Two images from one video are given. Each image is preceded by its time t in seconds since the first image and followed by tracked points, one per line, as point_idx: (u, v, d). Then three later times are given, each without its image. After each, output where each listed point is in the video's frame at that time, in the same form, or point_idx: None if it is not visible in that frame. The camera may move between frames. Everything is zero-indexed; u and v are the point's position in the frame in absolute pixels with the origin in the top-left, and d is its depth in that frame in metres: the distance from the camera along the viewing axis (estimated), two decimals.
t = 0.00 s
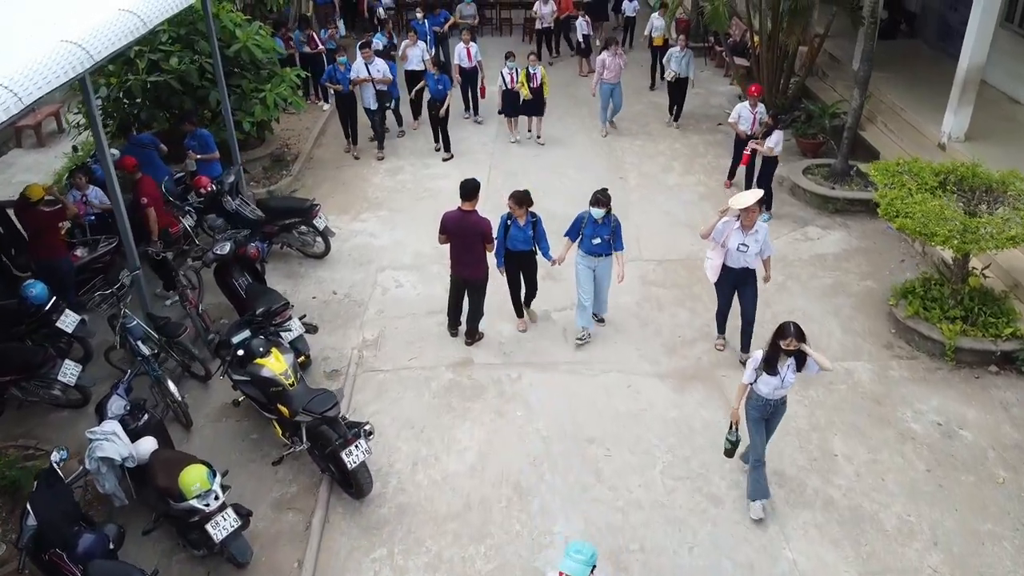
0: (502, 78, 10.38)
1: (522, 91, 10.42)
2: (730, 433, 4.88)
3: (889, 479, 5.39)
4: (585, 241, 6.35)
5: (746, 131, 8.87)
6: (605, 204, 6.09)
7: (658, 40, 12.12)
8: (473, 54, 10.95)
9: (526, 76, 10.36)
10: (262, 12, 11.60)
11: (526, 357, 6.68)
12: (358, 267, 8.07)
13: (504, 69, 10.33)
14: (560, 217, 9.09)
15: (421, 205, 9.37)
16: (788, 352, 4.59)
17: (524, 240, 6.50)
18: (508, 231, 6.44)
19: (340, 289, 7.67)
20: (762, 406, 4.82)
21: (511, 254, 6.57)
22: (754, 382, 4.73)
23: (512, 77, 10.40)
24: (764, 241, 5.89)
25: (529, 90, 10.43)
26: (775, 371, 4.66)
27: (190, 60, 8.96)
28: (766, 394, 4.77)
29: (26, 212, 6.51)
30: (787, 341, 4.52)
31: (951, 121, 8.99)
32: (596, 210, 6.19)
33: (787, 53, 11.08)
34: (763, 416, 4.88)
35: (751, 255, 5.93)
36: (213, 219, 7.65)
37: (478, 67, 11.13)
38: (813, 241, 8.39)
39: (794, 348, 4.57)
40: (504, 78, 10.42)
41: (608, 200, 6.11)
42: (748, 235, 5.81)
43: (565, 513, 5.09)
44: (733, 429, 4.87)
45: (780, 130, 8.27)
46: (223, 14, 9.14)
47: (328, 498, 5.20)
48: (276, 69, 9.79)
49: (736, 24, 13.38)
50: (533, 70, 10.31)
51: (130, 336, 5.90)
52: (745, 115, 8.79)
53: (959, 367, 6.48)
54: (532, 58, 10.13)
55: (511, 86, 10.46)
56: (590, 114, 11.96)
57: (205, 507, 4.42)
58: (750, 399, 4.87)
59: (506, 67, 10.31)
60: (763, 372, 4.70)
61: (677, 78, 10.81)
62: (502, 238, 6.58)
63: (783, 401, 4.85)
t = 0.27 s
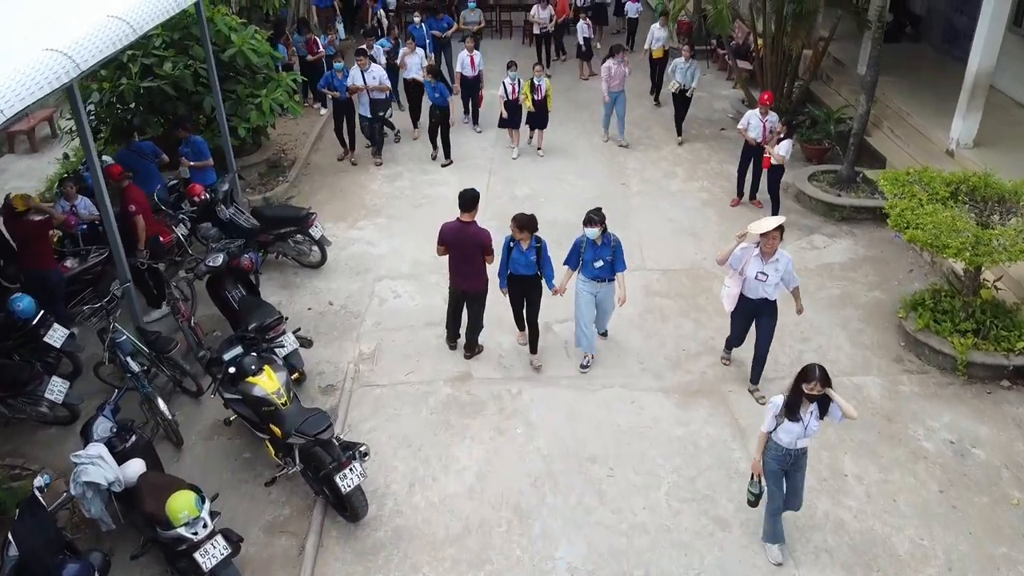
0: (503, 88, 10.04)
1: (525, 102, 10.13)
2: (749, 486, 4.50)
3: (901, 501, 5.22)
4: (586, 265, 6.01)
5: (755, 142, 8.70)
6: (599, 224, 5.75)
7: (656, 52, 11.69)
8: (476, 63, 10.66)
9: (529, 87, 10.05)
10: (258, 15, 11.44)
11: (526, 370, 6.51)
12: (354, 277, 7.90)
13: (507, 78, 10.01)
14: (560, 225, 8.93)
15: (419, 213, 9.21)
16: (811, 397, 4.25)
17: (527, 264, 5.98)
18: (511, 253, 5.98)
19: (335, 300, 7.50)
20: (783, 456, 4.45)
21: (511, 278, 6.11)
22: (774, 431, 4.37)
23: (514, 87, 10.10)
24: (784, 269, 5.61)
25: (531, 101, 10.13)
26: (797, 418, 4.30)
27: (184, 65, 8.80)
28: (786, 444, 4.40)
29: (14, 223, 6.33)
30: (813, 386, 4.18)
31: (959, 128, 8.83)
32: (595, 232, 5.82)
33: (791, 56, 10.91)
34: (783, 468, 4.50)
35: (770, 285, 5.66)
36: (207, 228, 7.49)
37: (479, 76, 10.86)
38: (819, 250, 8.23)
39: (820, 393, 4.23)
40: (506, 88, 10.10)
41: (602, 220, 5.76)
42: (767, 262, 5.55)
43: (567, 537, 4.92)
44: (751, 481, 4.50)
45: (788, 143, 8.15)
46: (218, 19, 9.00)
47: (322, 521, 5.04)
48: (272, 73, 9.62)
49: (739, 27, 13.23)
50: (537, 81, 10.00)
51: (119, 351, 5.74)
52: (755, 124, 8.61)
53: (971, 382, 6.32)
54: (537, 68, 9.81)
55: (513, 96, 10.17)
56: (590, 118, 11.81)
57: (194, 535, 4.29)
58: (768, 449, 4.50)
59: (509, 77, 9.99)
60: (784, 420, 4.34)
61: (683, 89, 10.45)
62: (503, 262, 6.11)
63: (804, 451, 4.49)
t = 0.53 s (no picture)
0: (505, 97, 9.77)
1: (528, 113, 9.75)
2: (771, 538, 4.20)
3: (913, 524, 5.06)
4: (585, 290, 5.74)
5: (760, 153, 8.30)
6: (598, 249, 5.48)
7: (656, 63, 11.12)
8: (477, 68, 10.50)
9: (531, 97, 9.67)
10: (253, 19, 11.26)
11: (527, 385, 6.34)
12: (351, 287, 7.72)
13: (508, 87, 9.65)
14: (561, 233, 8.77)
15: (418, 220, 9.05)
16: (843, 451, 3.87)
17: (527, 288, 5.75)
18: (511, 276, 5.76)
19: (331, 311, 7.33)
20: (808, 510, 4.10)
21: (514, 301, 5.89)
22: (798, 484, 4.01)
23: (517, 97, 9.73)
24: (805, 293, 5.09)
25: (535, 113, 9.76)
26: (826, 473, 3.92)
27: (178, 70, 8.63)
28: (812, 499, 4.05)
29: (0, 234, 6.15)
30: (844, 441, 3.79)
31: (968, 134, 8.66)
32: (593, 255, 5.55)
33: (794, 60, 10.73)
34: (808, 522, 4.17)
35: (789, 310, 5.15)
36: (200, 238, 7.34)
37: (480, 83, 10.69)
38: (826, 259, 8.07)
39: (849, 448, 3.85)
40: (507, 97, 9.78)
41: (602, 243, 5.49)
42: (787, 285, 5.04)
43: (568, 562, 4.76)
44: (774, 535, 4.18)
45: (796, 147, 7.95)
46: (212, 23, 8.83)
47: (316, 545, 4.88)
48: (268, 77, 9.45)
49: (742, 30, 13.06)
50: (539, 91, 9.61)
51: (107, 367, 5.58)
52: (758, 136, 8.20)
53: (983, 398, 6.16)
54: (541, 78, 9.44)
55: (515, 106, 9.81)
56: (592, 123, 11.64)
57: (181, 565, 4.12)
58: (792, 502, 4.15)
59: (512, 86, 9.64)
60: (811, 474, 3.97)
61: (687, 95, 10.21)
62: (505, 282, 5.90)
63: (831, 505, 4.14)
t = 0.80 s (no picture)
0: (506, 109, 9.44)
1: (530, 126, 9.46)
2: None
3: (927, 548, 4.90)
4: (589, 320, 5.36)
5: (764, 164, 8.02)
6: (605, 280, 5.05)
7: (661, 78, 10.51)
8: (476, 78, 10.28)
9: (532, 109, 9.37)
10: (249, 22, 11.11)
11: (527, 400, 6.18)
12: (347, 297, 7.55)
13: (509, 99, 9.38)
14: (562, 240, 8.60)
15: (416, 227, 8.88)
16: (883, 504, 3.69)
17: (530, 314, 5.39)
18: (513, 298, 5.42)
19: (328, 322, 7.16)
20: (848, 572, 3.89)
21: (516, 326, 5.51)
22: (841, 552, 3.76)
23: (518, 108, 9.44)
24: (822, 327, 4.75)
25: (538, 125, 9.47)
26: (869, 533, 3.72)
27: (172, 75, 8.46)
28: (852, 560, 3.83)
29: None
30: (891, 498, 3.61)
31: (977, 141, 8.50)
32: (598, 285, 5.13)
33: (798, 64, 10.57)
34: None
35: (806, 346, 4.80)
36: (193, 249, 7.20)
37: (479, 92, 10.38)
38: (833, 269, 7.91)
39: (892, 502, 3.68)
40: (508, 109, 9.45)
41: (609, 275, 5.07)
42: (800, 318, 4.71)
43: None
44: None
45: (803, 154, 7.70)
46: (207, 27, 8.66)
47: (309, 571, 4.71)
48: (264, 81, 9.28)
49: (745, 33, 12.89)
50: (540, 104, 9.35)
51: (96, 384, 5.42)
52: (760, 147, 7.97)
53: (997, 415, 6.00)
54: (542, 89, 9.13)
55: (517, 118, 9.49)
56: (593, 128, 11.48)
57: None
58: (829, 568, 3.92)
59: (512, 97, 9.38)
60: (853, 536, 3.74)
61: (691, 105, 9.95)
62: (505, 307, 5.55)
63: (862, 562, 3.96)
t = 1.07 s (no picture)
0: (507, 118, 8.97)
1: (533, 138, 8.99)
2: None
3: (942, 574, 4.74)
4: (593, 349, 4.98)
5: (769, 175, 7.80)
6: (616, 305, 4.68)
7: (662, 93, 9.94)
8: (474, 84, 9.94)
9: (536, 121, 8.86)
10: (245, 26, 10.94)
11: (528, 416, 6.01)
12: (344, 308, 7.38)
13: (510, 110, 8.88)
14: (564, 249, 8.43)
15: (415, 235, 8.71)
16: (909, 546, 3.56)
17: (531, 346, 4.99)
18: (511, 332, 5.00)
19: (323, 334, 6.99)
20: None
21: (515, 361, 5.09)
22: None
23: (520, 119, 8.96)
24: (839, 360, 4.50)
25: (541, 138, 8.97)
26: None
27: (165, 80, 8.29)
28: None
29: None
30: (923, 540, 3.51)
31: (986, 147, 8.33)
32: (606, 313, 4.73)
33: (803, 68, 10.39)
34: None
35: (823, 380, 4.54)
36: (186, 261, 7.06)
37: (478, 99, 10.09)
38: (840, 279, 7.74)
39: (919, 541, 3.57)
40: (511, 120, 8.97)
41: (621, 299, 4.72)
42: (821, 353, 4.43)
43: None
44: None
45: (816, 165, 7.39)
46: (202, 31, 8.49)
47: None
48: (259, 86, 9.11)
49: (749, 36, 12.72)
50: (542, 116, 8.81)
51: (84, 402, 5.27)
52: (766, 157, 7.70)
53: (1011, 432, 5.83)
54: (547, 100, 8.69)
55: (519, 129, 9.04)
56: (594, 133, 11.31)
57: None
58: None
59: (514, 108, 8.85)
60: None
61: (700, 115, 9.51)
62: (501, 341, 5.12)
63: None
